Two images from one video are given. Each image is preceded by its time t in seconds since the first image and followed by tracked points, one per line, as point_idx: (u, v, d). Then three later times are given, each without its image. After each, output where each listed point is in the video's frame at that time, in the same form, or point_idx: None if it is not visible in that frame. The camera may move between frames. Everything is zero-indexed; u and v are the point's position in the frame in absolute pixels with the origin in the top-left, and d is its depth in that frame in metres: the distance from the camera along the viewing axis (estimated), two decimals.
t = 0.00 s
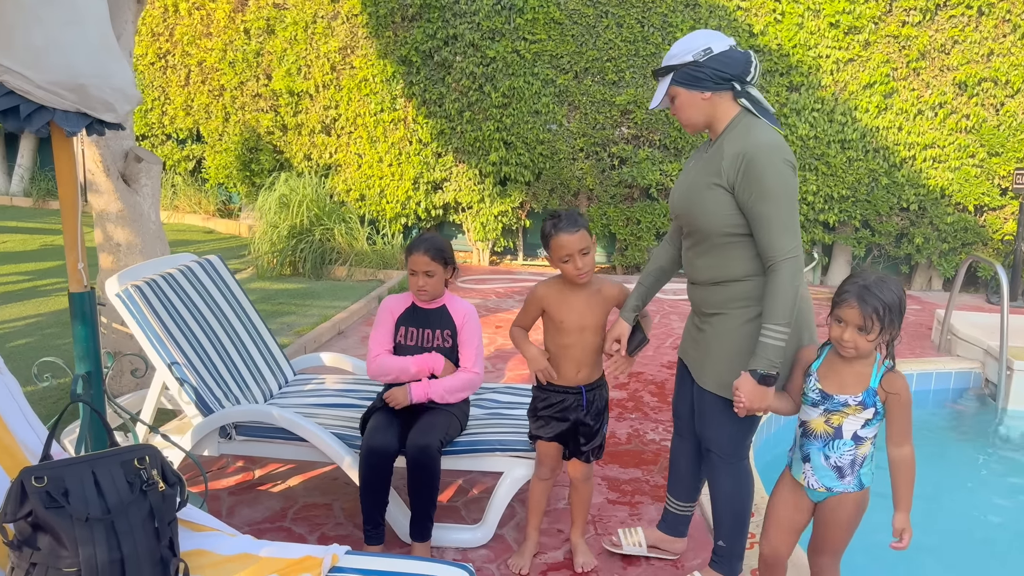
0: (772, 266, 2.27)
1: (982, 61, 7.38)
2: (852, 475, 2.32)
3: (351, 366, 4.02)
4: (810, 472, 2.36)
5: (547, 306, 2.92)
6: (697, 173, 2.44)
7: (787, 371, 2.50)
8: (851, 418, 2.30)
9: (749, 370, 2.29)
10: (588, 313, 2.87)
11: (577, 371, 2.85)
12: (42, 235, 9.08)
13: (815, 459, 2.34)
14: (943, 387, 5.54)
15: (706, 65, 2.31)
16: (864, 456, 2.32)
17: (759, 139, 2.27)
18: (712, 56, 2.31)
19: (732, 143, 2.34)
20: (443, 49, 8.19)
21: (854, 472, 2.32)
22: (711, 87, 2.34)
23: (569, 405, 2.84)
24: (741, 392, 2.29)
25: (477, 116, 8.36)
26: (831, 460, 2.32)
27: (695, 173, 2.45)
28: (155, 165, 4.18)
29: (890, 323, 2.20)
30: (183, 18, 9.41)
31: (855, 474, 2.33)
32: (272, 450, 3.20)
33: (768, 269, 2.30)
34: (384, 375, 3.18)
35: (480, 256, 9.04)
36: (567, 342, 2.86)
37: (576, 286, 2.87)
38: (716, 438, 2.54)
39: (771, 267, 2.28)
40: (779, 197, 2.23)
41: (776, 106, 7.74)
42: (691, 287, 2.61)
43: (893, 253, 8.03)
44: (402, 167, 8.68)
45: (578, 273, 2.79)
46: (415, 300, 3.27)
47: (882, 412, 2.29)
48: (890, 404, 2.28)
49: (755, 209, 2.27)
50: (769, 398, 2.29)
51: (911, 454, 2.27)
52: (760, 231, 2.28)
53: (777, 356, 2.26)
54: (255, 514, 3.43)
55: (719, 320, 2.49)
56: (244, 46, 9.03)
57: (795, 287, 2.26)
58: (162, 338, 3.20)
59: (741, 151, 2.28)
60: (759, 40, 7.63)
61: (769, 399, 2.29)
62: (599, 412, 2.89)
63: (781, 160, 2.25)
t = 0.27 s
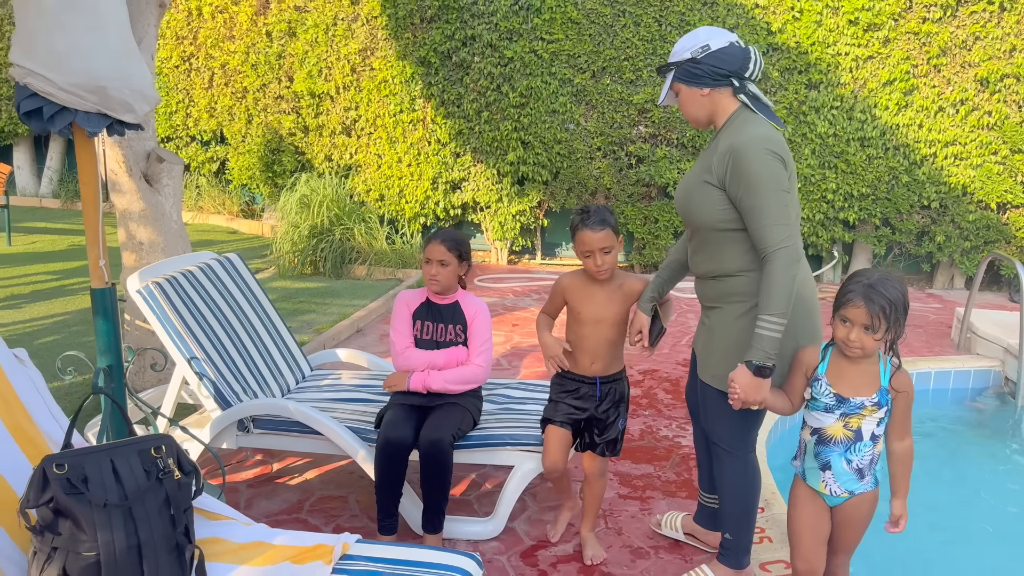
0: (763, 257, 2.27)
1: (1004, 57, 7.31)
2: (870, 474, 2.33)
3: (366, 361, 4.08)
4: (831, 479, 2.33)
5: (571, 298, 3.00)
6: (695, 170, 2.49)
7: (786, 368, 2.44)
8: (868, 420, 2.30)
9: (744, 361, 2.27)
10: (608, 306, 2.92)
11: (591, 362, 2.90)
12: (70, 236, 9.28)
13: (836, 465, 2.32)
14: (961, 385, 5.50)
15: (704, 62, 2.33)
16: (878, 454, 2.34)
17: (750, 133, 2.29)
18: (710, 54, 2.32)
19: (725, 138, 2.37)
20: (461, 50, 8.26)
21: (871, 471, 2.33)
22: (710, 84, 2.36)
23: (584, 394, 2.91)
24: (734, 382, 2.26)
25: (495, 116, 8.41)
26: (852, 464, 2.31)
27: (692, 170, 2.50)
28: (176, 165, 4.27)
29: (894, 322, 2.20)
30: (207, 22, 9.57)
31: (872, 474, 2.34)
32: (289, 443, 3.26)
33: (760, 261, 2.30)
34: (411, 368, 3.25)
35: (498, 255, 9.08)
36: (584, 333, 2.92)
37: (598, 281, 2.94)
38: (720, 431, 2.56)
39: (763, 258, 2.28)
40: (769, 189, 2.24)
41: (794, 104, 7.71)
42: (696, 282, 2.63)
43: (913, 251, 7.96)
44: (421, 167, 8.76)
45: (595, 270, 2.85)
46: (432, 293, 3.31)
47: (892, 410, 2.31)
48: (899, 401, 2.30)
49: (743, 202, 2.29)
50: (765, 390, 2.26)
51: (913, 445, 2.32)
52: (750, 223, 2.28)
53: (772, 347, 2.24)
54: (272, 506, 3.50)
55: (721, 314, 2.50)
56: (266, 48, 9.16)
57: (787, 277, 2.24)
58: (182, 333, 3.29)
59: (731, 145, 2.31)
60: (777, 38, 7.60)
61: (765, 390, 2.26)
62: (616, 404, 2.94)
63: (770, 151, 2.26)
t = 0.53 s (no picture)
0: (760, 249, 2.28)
1: None
2: (873, 467, 2.31)
3: (383, 358, 4.14)
4: (832, 471, 2.34)
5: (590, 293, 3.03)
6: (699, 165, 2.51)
7: (793, 361, 2.44)
8: (866, 412, 2.30)
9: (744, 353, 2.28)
10: (627, 299, 2.96)
11: (611, 354, 2.93)
12: (97, 236, 9.45)
13: (836, 457, 2.33)
14: (983, 383, 5.45)
15: (710, 59, 2.35)
16: (883, 448, 2.31)
17: (749, 126, 2.30)
18: (714, 50, 2.34)
19: (726, 133, 2.38)
20: (480, 51, 8.31)
21: (873, 464, 2.30)
22: (716, 79, 2.38)
23: (604, 385, 2.95)
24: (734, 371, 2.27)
25: (514, 116, 8.45)
26: (851, 455, 2.31)
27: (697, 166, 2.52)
28: (198, 165, 4.36)
29: (895, 313, 2.20)
30: (229, 25, 9.71)
31: (877, 468, 2.31)
32: (306, 438, 3.31)
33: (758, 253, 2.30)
34: (427, 372, 3.26)
35: (517, 254, 9.11)
36: (604, 326, 2.95)
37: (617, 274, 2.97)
38: (730, 427, 2.56)
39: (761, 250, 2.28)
40: (766, 181, 2.24)
41: (814, 101, 7.66)
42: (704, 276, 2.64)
43: (936, 249, 7.89)
44: (440, 168, 8.81)
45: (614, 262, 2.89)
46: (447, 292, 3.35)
47: (896, 404, 2.29)
48: (903, 395, 2.29)
49: (740, 195, 2.30)
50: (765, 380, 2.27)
51: (919, 437, 2.32)
52: (747, 215, 2.29)
53: (770, 338, 2.23)
54: (291, 500, 3.56)
55: (727, 307, 2.52)
56: (288, 51, 9.27)
57: (784, 269, 2.23)
58: (203, 329, 3.36)
59: (730, 138, 2.32)
60: (797, 36, 7.55)
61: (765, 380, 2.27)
62: (639, 393, 2.94)
63: (766, 144, 2.26)
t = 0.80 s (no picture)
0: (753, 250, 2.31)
1: None
2: (859, 463, 2.32)
3: (395, 359, 4.17)
4: (823, 461, 2.41)
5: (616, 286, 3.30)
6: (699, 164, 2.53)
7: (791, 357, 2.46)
8: (848, 408, 2.33)
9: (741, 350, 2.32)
10: (648, 291, 3.22)
11: (633, 343, 3.22)
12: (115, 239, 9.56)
13: (825, 448, 2.40)
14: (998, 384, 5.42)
15: (718, 60, 2.36)
16: (869, 447, 2.31)
17: (746, 127, 2.32)
18: (723, 51, 2.35)
19: (725, 133, 2.41)
20: (493, 52, 8.34)
21: (859, 461, 2.32)
22: (724, 79, 2.39)
23: (630, 371, 3.24)
24: (734, 370, 2.32)
25: (526, 117, 8.46)
26: (835, 448, 2.36)
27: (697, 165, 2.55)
28: (212, 168, 4.41)
29: (892, 315, 2.21)
30: (244, 28, 9.80)
31: (865, 466, 2.32)
32: (318, 437, 3.34)
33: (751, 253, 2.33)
34: (440, 377, 3.27)
35: (530, 255, 9.12)
36: (627, 317, 3.23)
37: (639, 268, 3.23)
38: (735, 423, 2.57)
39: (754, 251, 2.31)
40: (760, 181, 2.28)
41: (828, 101, 7.62)
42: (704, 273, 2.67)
43: (952, 249, 7.84)
44: (453, 169, 8.84)
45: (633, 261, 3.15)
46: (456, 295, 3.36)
47: (885, 405, 2.28)
48: (896, 398, 2.25)
49: (735, 196, 2.33)
50: (762, 376, 2.30)
51: (923, 449, 2.23)
52: (742, 217, 2.32)
53: (765, 336, 2.26)
54: (303, 499, 3.59)
55: (720, 302, 2.56)
56: (303, 54, 9.34)
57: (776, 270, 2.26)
58: (216, 330, 3.39)
59: (728, 139, 2.35)
60: (810, 35, 7.50)
61: (762, 376, 2.30)
62: (662, 377, 3.22)
63: (761, 145, 2.28)
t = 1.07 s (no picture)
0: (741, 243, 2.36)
1: None
2: (849, 457, 2.36)
3: (399, 359, 4.18)
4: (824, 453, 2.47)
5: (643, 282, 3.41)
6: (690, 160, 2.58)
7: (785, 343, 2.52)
8: (837, 401, 2.36)
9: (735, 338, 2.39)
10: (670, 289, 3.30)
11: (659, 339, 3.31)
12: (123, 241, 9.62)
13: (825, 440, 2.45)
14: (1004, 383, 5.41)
15: (718, 62, 2.38)
16: (857, 441, 2.32)
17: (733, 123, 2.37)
18: (724, 53, 2.37)
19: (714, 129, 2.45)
20: (497, 53, 8.35)
21: (850, 455, 2.35)
22: (722, 80, 2.40)
23: (659, 364, 3.32)
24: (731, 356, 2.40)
25: (531, 118, 8.46)
26: (831, 439, 2.41)
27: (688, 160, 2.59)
28: (217, 170, 4.43)
29: (884, 307, 2.21)
30: (251, 31, 9.85)
31: (855, 460, 2.34)
32: (322, 438, 3.35)
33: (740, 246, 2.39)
34: (441, 382, 3.27)
35: (536, 256, 9.12)
36: (653, 314, 3.34)
37: (661, 268, 3.31)
38: (736, 415, 2.58)
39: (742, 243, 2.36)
40: (749, 178, 2.31)
41: (834, 100, 7.59)
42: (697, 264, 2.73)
43: (959, 248, 7.83)
44: (459, 170, 8.86)
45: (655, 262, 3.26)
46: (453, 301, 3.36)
47: (868, 400, 2.28)
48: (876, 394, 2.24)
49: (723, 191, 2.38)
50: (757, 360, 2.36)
51: (888, 448, 2.18)
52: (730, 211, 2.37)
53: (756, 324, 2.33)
54: (306, 499, 3.61)
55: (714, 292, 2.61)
56: (309, 56, 9.38)
57: (765, 260, 2.32)
58: (220, 332, 3.41)
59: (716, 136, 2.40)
60: (815, 34, 7.48)
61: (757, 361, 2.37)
62: (691, 376, 3.33)
63: (748, 140, 2.32)
